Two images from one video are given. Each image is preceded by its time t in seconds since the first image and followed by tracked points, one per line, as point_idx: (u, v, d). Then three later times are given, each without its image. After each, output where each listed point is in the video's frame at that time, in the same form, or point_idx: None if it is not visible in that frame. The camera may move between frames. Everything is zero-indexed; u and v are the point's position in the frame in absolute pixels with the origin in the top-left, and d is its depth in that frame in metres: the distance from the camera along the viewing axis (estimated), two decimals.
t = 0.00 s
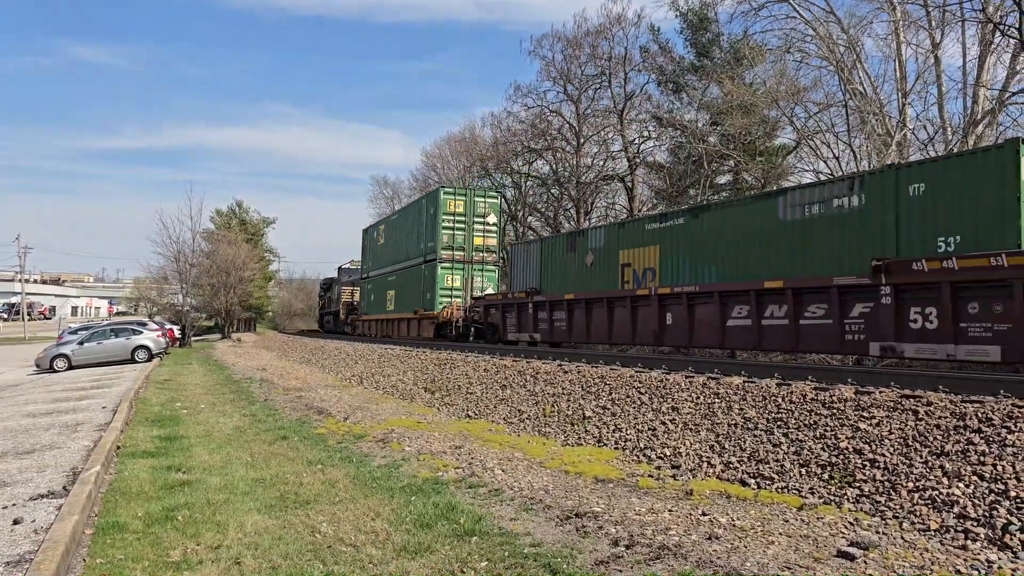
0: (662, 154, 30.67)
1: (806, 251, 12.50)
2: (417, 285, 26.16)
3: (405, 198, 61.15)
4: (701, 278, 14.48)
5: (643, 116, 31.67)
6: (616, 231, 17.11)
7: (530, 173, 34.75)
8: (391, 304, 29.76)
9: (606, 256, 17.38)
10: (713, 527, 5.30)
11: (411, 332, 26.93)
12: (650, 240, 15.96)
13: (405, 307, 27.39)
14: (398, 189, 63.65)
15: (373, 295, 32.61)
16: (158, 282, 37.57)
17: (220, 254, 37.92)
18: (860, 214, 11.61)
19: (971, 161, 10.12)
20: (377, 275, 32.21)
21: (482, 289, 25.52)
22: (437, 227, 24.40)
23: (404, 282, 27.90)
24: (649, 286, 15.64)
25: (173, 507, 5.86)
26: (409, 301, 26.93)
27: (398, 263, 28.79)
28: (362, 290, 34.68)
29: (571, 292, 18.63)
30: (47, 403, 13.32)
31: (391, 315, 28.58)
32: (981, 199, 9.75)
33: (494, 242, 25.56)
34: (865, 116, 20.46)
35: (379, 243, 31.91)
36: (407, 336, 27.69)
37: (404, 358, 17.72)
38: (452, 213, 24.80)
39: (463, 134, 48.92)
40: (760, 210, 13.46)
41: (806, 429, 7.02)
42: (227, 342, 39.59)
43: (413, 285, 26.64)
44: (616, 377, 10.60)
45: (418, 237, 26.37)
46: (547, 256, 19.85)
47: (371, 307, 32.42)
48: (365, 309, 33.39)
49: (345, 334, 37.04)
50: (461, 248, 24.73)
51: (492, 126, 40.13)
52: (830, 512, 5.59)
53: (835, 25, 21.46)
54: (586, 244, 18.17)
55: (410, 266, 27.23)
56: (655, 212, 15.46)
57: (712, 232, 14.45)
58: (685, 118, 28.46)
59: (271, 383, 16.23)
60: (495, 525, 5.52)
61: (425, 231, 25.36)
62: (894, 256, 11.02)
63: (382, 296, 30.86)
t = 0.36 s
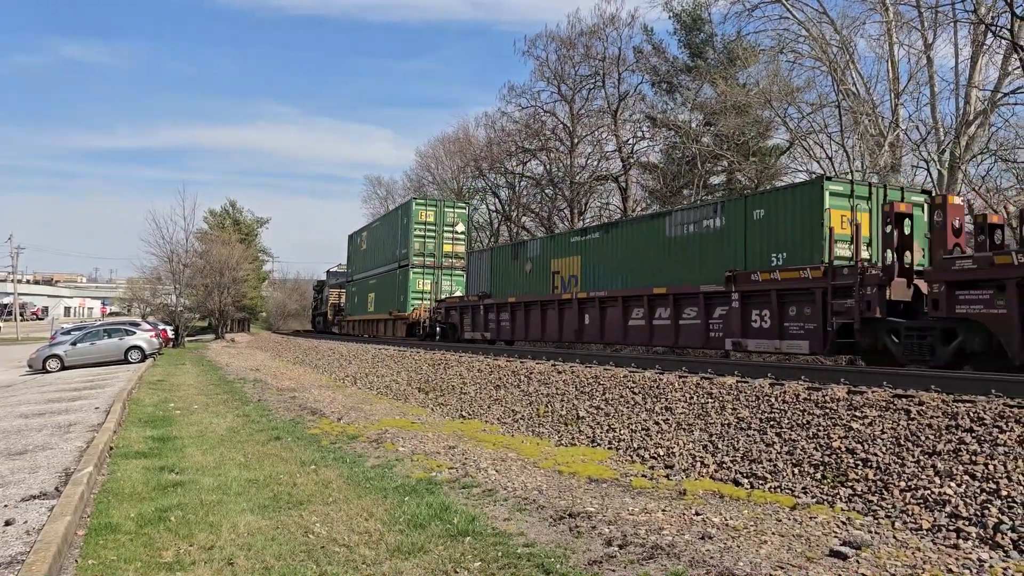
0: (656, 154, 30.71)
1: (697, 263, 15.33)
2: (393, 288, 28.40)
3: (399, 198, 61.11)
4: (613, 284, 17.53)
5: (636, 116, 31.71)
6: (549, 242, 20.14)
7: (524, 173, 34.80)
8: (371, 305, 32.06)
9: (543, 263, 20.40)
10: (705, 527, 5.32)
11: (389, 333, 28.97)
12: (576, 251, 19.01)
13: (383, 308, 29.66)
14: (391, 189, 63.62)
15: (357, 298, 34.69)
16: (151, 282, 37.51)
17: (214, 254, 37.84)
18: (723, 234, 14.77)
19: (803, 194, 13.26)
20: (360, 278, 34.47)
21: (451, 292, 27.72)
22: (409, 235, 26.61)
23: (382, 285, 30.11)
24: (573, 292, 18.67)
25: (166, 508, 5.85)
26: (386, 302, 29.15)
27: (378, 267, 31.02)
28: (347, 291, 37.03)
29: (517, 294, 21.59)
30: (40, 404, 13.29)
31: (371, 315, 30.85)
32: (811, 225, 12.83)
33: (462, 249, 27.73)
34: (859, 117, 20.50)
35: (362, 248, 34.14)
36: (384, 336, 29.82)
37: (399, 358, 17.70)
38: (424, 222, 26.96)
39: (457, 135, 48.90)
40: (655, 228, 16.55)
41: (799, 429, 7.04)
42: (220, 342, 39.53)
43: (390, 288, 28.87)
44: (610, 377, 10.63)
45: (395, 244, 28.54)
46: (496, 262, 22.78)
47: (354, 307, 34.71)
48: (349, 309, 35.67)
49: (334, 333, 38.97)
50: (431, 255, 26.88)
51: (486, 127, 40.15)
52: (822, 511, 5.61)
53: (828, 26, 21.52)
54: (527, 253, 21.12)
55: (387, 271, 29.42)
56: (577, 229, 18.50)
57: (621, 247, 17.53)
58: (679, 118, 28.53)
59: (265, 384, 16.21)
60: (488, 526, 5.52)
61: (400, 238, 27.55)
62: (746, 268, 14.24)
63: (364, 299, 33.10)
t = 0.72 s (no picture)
0: (647, 156, 30.78)
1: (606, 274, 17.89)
2: (369, 291, 31.12)
3: (390, 199, 61.05)
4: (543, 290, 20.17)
5: (627, 117, 31.79)
6: (496, 254, 22.81)
7: (516, 174, 34.83)
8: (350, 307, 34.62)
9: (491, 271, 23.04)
10: (695, 529, 5.34)
11: (368, 332, 31.38)
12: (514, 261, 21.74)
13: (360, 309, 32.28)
14: (382, 189, 63.58)
15: (339, 299, 37.11)
16: (141, 282, 37.40)
17: (204, 254, 37.75)
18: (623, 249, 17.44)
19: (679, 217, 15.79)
20: (340, 281, 37.03)
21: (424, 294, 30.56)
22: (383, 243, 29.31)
23: (359, 287, 32.77)
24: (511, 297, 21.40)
25: (156, 510, 5.85)
26: (364, 303, 31.77)
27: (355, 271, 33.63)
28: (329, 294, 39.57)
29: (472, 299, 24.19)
30: (28, 405, 13.24)
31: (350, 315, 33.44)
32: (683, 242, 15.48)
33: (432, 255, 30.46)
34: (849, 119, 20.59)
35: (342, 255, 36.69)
36: (362, 334, 32.38)
37: (389, 359, 17.69)
38: (397, 231, 29.71)
39: (448, 136, 48.88)
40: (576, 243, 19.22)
41: (788, 430, 7.08)
42: (211, 343, 39.45)
43: (366, 291, 31.55)
44: (600, 379, 10.66)
45: (371, 250, 31.25)
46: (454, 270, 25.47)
47: (335, 308, 37.21)
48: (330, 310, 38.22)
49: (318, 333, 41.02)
50: (403, 261, 29.70)
51: (477, 128, 40.17)
52: (811, 513, 5.64)
53: (818, 29, 21.61)
54: (477, 262, 23.84)
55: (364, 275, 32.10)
56: (514, 242, 21.19)
57: (549, 258, 20.23)
58: (670, 120, 28.60)
59: (256, 385, 16.20)
60: (478, 527, 5.53)
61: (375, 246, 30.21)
62: (639, 278, 16.93)
63: (344, 301, 35.67)
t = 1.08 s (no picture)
0: (640, 158, 30.83)
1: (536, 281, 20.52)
2: (348, 294, 32.96)
3: (382, 200, 61.01)
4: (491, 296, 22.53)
5: (620, 119, 31.86)
6: (453, 263, 25.08)
7: (508, 175, 34.83)
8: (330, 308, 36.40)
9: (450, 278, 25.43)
10: (685, 529, 5.35)
11: (347, 332, 33.11)
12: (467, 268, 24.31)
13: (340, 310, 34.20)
14: (374, 190, 63.55)
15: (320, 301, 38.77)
16: (132, 282, 37.28)
17: (195, 254, 37.64)
18: (550, 258, 19.98)
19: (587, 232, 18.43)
20: (321, 283, 38.71)
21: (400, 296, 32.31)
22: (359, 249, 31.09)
23: (338, 289, 34.58)
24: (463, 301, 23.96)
25: (145, 510, 5.83)
26: (343, 305, 33.54)
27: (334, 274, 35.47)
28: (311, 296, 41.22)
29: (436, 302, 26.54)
30: (17, 405, 13.18)
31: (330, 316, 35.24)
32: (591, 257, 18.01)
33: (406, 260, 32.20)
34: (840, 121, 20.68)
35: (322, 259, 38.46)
36: (341, 334, 34.11)
37: (380, 360, 17.67)
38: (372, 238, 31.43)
39: (441, 136, 48.89)
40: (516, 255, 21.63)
41: (778, 431, 7.10)
42: (202, 343, 39.34)
43: (345, 293, 33.41)
44: (591, 380, 10.67)
45: (348, 255, 33.02)
46: (421, 277, 27.83)
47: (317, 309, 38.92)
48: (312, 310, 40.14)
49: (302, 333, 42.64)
50: (379, 265, 31.50)
51: (469, 129, 40.20)
52: (801, 513, 5.66)
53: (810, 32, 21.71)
54: (439, 268, 26.24)
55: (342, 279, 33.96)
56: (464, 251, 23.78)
57: (493, 266, 22.86)
58: (662, 122, 28.68)
59: (246, 385, 16.17)
60: (469, 528, 5.54)
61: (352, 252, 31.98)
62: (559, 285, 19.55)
63: (325, 302, 37.37)
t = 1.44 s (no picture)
0: (625, 159, 30.87)
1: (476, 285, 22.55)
2: (320, 296, 33.71)
3: (367, 198, 60.79)
4: (437, 297, 24.66)
5: (606, 120, 31.91)
6: (408, 266, 26.96)
7: (493, 175, 34.79)
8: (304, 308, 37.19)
9: (407, 281, 27.10)
10: (668, 529, 5.36)
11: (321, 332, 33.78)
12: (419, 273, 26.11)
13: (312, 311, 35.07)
14: (359, 189, 63.32)
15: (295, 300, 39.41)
16: (113, 279, 36.99)
17: (178, 251, 37.40)
18: (489, 265, 22.03)
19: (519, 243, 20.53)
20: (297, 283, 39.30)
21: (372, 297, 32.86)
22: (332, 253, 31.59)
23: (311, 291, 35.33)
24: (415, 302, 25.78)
25: (125, 509, 5.78)
26: (316, 306, 34.27)
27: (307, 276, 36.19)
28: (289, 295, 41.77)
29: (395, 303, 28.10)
30: None
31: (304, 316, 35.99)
32: (519, 264, 20.36)
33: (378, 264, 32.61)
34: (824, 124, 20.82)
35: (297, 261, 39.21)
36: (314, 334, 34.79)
37: (364, 359, 17.62)
38: (344, 242, 31.88)
39: (426, 135, 48.78)
40: (460, 261, 23.74)
41: (761, 431, 7.14)
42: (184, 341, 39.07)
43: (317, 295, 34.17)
44: (576, 380, 10.68)
45: (321, 258, 33.63)
46: (382, 280, 29.24)
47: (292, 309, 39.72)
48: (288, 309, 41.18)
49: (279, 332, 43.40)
50: (350, 268, 32.02)
51: (455, 128, 40.13)
52: (783, 513, 5.69)
53: (794, 35, 21.83)
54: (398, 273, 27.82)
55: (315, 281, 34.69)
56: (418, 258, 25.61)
57: (441, 271, 24.78)
58: (648, 123, 28.76)
59: (229, 383, 16.09)
60: (452, 528, 5.52)
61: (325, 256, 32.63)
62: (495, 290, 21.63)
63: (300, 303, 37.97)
